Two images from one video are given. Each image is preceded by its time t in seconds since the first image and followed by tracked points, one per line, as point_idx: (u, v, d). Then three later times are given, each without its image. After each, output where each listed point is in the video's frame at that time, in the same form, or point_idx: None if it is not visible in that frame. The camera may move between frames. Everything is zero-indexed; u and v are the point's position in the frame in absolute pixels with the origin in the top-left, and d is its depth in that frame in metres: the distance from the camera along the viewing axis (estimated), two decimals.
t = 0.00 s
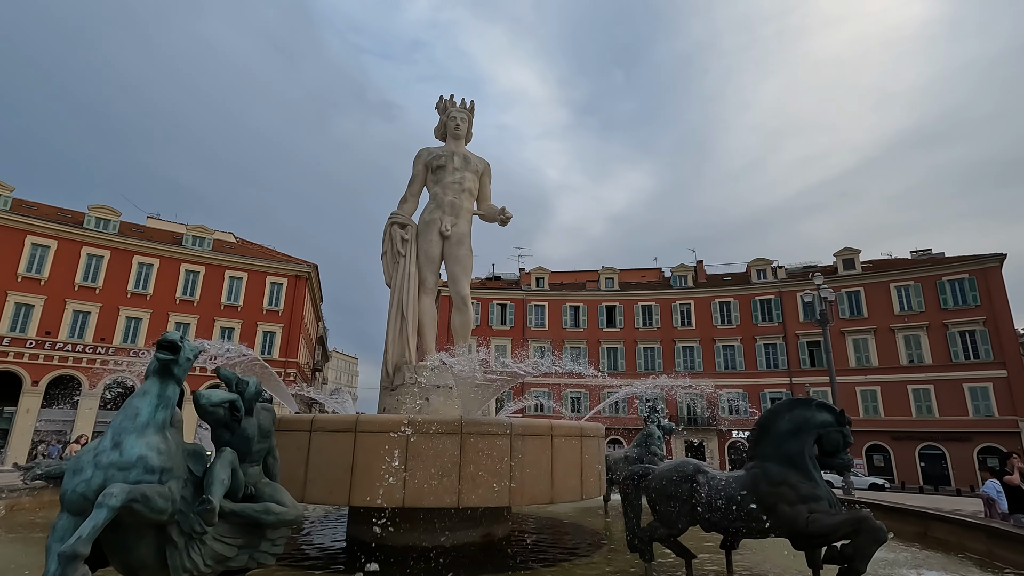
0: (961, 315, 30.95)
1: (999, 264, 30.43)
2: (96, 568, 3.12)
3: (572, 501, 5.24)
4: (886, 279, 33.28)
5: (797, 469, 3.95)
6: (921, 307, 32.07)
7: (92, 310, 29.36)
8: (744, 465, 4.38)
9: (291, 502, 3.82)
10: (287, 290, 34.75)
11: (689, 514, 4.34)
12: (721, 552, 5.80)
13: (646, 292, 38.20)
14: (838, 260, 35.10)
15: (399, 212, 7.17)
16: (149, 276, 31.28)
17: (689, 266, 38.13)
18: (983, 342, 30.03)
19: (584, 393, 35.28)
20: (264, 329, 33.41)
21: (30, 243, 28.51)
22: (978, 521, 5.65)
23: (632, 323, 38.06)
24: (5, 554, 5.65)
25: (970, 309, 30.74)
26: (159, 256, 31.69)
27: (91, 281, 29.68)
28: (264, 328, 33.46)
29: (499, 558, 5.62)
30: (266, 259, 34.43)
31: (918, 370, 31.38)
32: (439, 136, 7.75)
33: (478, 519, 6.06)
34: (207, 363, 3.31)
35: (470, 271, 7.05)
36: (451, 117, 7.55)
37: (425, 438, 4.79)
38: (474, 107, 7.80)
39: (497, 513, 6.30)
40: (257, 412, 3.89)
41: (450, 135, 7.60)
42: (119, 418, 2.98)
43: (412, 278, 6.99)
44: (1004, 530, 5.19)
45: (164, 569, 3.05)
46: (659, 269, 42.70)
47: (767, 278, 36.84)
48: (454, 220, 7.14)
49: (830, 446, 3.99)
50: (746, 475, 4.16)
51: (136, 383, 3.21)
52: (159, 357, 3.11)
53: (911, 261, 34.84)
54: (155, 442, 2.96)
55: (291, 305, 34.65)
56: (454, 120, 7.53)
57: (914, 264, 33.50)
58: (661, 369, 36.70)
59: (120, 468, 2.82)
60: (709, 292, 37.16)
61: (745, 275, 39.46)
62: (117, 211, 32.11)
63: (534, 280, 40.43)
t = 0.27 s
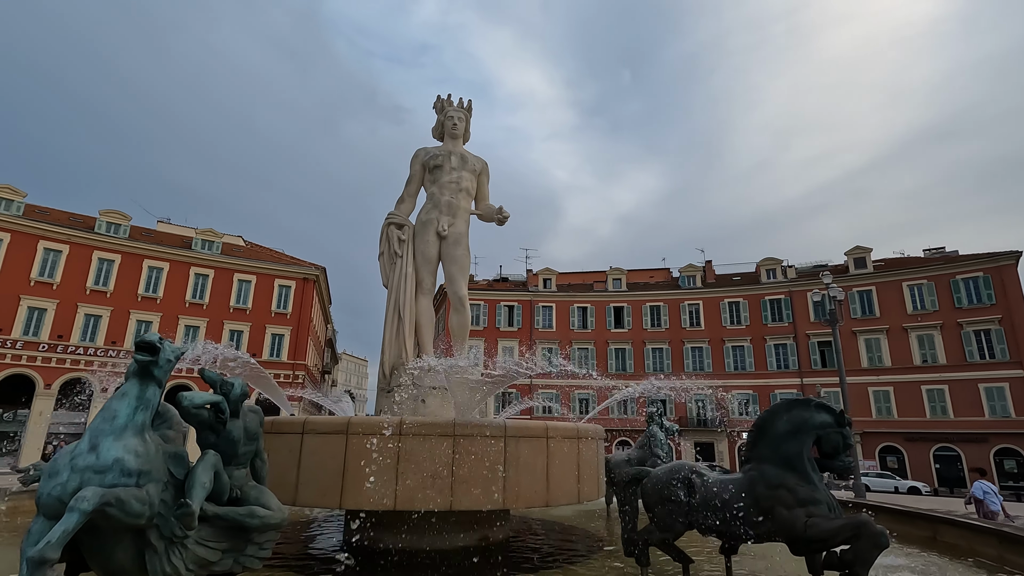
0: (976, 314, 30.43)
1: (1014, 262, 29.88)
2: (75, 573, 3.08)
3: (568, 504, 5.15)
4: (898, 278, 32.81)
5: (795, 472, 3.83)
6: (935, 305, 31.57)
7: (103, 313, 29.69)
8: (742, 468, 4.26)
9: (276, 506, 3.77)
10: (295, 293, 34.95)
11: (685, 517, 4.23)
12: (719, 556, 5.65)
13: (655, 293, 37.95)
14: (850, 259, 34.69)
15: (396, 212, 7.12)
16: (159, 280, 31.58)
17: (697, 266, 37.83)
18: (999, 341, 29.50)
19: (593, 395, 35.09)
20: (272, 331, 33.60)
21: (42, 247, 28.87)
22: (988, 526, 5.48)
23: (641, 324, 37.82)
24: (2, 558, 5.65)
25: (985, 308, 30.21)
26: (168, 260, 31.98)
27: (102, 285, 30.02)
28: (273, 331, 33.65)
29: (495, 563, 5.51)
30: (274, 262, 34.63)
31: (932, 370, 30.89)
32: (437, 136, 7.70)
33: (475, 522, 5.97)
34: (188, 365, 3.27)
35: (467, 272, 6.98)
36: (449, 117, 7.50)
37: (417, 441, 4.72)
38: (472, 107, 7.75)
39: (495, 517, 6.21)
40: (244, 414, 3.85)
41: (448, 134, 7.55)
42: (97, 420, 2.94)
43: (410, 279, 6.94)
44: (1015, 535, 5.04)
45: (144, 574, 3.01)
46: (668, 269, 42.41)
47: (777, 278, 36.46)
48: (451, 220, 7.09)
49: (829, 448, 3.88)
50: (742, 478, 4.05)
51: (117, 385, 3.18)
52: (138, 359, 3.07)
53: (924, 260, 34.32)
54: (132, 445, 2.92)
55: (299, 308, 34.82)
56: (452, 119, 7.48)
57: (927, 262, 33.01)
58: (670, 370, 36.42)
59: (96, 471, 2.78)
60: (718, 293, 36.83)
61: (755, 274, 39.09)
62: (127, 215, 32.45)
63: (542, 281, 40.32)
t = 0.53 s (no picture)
0: (990, 312, 29.95)
1: None
2: None
3: (561, 506, 5.08)
4: (910, 277, 32.37)
5: (789, 473, 3.75)
6: (947, 304, 31.11)
7: (113, 316, 30.03)
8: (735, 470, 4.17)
9: (261, 508, 3.75)
10: (302, 295, 35.14)
11: (678, 521, 4.15)
12: (714, 558, 5.54)
13: (662, 293, 37.73)
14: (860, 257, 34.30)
15: (392, 213, 7.10)
16: (168, 283, 31.87)
17: (705, 266, 37.56)
18: (1013, 340, 28.98)
19: (599, 396, 34.94)
20: (280, 333, 33.80)
21: (53, 251, 29.25)
22: (995, 529, 5.34)
23: (648, 324, 37.61)
24: None
25: (998, 306, 29.69)
26: (177, 263, 32.26)
27: (112, 288, 30.34)
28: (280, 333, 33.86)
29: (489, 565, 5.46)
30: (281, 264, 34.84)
31: (945, 369, 30.45)
32: (433, 136, 7.68)
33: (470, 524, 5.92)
34: (169, 366, 3.26)
35: (463, 272, 6.94)
36: (445, 117, 7.47)
37: (408, 443, 4.68)
38: (468, 107, 7.71)
39: (490, 518, 6.16)
40: (230, 416, 3.83)
41: (444, 134, 7.52)
42: (77, 422, 2.93)
43: (406, 280, 6.92)
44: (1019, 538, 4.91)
45: None
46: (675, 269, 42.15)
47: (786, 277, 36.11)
48: (447, 220, 7.06)
49: (823, 449, 3.79)
50: (735, 480, 3.96)
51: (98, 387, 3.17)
52: (118, 360, 3.06)
53: (936, 258, 33.83)
54: (110, 447, 2.90)
55: (307, 310, 34.99)
56: (448, 119, 7.45)
57: (939, 260, 32.55)
58: (677, 371, 36.19)
59: (73, 473, 2.77)
60: (726, 293, 36.54)
61: (763, 274, 38.74)
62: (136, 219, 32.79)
63: (548, 281, 40.26)
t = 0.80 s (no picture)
0: (999, 313, 29.61)
1: None
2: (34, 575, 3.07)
3: (551, 507, 5.03)
4: (917, 277, 32.07)
5: (776, 476, 3.69)
6: (955, 304, 30.80)
7: (119, 316, 30.28)
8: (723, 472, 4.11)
9: (242, 509, 3.74)
10: (307, 296, 35.30)
11: (665, 524, 4.10)
12: (703, 561, 5.45)
13: (667, 293, 37.59)
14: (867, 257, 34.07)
15: (386, 213, 7.09)
16: (174, 283, 32.10)
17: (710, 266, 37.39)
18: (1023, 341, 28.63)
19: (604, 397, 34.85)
20: (285, 333, 33.97)
21: (61, 252, 29.51)
22: (994, 533, 5.24)
23: (653, 325, 37.46)
24: None
25: (1007, 306, 29.34)
26: (183, 264, 32.47)
27: (119, 289, 30.60)
28: (285, 333, 34.02)
29: (478, 567, 5.40)
30: (287, 265, 35.02)
31: (953, 370, 30.12)
32: (428, 136, 7.66)
33: (461, 525, 5.88)
34: (147, 366, 3.26)
35: (456, 272, 6.91)
36: (439, 117, 7.45)
37: (394, 443, 4.65)
38: (463, 106, 7.70)
39: (482, 520, 6.11)
40: (212, 416, 3.82)
41: (439, 134, 7.51)
42: (53, 422, 2.93)
43: (399, 280, 6.91)
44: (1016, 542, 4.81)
45: None
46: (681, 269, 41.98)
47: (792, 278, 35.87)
48: (440, 220, 7.04)
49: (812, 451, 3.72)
50: (723, 482, 3.90)
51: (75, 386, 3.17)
52: (96, 360, 3.06)
53: (944, 258, 33.49)
54: (86, 447, 2.90)
55: (312, 310, 35.16)
56: (442, 119, 7.43)
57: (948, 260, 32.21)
58: (682, 371, 36.05)
59: (47, 473, 2.76)
60: (731, 293, 36.35)
61: (769, 274, 38.50)
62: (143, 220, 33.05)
63: (553, 282, 40.28)
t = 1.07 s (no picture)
0: (1012, 313, 29.17)
1: None
2: None
3: (542, 510, 4.98)
4: (927, 277, 31.69)
5: (765, 479, 3.62)
6: (966, 304, 30.38)
7: (128, 319, 30.58)
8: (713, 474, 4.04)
9: (226, 511, 3.73)
10: (314, 298, 35.46)
11: (654, 526, 4.04)
12: (696, 565, 5.34)
13: (673, 294, 37.38)
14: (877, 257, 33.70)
15: (380, 215, 7.08)
16: (182, 286, 32.36)
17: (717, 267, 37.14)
18: None
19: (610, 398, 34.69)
20: (292, 335, 34.13)
21: (71, 256, 29.85)
22: (996, 537, 5.11)
23: (659, 326, 37.25)
24: None
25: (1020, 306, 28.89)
26: (191, 267, 32.72)
27: (128, 291, 30.88)
28: (292, 335, 34.18)
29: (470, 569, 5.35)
30: (293, 268, 35.20)
31: (965, 371, 29.69)
32: (424, 137, 7.64)
33: (454, 528, 5.83)
34: (127, 368, 3.26)
35: (451, 273, 6.90)
36: (435, 118, 7.44)
37: (382, 444, 4.63)
38: (458, 107, 7.68)
39: (477, 522, 6.07)
40: (197, 417, 3.82)
41: (434, 135, 7.49)
42: (30, 424, 2.94)
43: (394, 282, 6.89)
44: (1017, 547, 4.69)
45: None
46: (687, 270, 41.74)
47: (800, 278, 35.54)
48: (435, 221, 7.02)
49: (802, 453, 3.65)
50: (712, 484, 3.84)
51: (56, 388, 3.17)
52: (75, 361, 3.06)
53: (955, 257, 33.04)
54: (63, 449, 2.89)
55: (318, 312, 35.32)
56: (438, 120, 7.42)
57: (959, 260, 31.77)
58: (690, 373, 35.81)
59: (22, 475, 2.76)
60: (739, 294, 36.07)
61: (777, 274, 38.18)
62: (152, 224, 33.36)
63: (559, 283, 40.21)
